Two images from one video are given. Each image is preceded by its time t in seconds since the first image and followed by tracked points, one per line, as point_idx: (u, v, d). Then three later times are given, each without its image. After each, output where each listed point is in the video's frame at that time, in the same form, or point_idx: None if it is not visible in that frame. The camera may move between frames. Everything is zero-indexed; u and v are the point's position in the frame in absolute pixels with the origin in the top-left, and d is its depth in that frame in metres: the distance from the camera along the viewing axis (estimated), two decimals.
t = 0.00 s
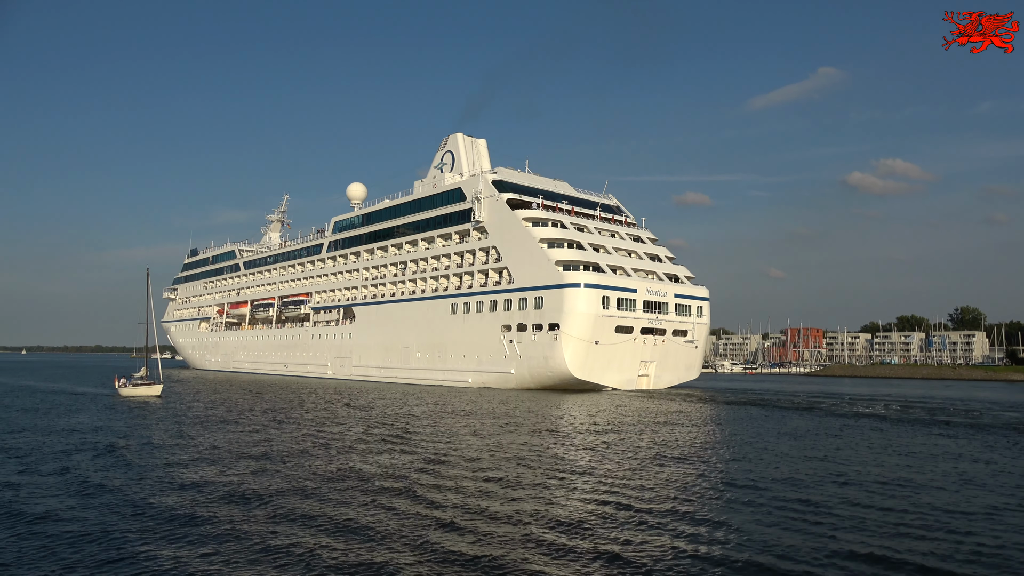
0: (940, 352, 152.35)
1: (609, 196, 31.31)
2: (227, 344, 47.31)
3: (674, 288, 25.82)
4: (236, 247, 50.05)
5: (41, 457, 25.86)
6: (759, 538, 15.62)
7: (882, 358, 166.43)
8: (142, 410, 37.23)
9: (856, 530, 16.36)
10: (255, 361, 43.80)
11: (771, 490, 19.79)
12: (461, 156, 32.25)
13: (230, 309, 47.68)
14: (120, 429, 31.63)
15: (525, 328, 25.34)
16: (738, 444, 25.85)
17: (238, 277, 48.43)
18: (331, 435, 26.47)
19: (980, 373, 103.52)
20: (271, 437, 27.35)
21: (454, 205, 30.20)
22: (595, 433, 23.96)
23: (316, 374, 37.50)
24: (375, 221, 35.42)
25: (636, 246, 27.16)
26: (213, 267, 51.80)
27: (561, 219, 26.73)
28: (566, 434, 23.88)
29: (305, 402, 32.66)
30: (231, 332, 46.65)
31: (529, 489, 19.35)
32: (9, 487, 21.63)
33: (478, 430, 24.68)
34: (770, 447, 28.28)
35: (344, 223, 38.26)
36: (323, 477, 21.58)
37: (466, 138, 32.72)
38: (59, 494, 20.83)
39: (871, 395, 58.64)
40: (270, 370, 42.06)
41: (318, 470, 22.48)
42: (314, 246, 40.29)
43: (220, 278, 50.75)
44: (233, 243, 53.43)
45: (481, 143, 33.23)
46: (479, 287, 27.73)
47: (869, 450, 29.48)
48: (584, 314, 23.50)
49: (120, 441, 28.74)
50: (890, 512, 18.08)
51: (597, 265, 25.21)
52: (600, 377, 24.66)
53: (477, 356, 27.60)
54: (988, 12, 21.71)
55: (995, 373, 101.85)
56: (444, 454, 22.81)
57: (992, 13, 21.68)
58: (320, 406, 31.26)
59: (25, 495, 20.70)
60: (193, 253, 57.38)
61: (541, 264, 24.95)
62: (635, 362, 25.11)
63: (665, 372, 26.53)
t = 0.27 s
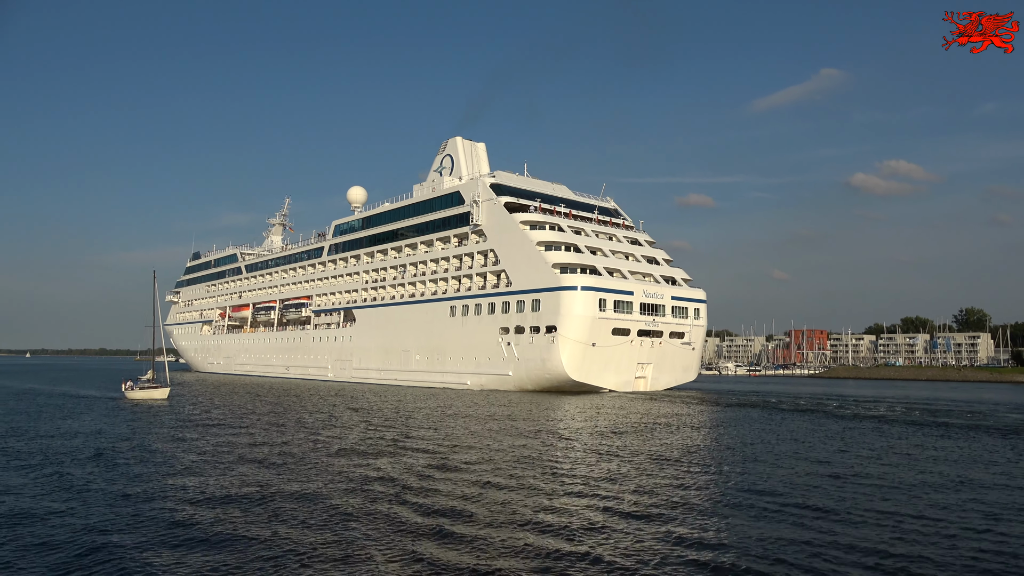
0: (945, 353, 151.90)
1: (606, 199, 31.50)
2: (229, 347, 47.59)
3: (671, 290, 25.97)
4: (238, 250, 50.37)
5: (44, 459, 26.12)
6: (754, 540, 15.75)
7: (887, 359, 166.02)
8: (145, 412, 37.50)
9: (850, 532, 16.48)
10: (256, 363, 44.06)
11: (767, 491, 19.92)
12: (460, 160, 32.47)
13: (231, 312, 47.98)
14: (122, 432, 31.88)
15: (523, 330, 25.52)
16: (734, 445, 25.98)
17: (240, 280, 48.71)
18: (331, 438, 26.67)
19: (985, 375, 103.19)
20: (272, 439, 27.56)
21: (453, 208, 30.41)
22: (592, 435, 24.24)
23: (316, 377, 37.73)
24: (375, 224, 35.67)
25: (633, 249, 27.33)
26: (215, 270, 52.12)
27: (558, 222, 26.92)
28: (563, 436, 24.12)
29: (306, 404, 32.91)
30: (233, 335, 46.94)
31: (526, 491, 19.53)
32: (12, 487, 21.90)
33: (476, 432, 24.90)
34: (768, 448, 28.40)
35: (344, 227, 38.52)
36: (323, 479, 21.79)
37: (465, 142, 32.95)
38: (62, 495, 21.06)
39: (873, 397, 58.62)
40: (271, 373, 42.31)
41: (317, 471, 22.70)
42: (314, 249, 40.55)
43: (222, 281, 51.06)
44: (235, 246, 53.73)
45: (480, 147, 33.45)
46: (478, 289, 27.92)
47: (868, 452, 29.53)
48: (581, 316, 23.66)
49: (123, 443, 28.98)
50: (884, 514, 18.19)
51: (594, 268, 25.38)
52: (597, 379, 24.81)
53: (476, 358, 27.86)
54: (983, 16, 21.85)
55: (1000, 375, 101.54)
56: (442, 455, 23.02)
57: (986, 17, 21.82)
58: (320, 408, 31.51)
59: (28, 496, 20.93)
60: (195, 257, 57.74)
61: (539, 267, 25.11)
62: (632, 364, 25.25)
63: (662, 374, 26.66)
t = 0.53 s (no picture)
0: (948, 355, 151.56)
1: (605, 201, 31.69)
2: (230, 349, 47.84)
3: (668, 292, 26.13)
4: (240, 253, 50.65)
5: (47, 460, 26.37)
6: (748, 540, 15.89)
7: (890, 361, 165.66)
8: (147, 414, 37.76)
9: (843, 531, 16.61)
10: (258, 365, 44.30)
11: (762, 492, 20.06)
12: (459, 163, 32.69)
13: (233, 314, 48.24)
14: (124, 433, 32.09)
15: (521, 332, 25.70)
16: (732, 446, 26.13)
17: (242, 283, 48.98)
18: (331, 439, 26.87)
19: (989, 377, 102.94)
20: (273, 441, 27.76)
21: (451, 211, 30.63)
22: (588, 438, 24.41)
23: (317, 379, 37.95)
24: (375, 226, 35.90)
25: (630, 251, 27.51)
26: (217, 272, 52.39)
27: (556, 225, 27.11)
28: (559, 438, 24.30)
29: (306, 406, 33.13)
30: (235, 337, 47.20)
31: (523, 492, 19.70)
32: (16, 488, 22.14)
33: (474, 434, 25.09)
34: (766, 450, 28.51)
35: (345, 229, 38.76)
36: (322, 480, 21.97)
37: (464, 145, 33.18)
38: (63, 496, 21.25)
39: (875, 399, 58.59)
40: (272, 375, 42.55)
41: (317, 472, 22.88)
42: (315, 252, 40.80)
43: (223, 283, 51.34)
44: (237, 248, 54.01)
45: (479, 149, 33.67)
46: (476, 292, 28.13)
47: (866, 453, 29.61)
48: (577, 318, 23.83)
49: (125, 445, 29.22)
50: (879, 514, 18.31)
51: (591, 270, 25.56)
52: (594, 380, 24.98)
53: (474, 359, 28.09)
54: (976, 19, 22.02)
55: (1004, 376, 101.25)
56: (440, 456, 23.20)
57: (979, 19, 21.98)
58: (320, 410, 31.73)
59: (30, 497, 21.13)
60: (197, 259, 58.04)
61: (536, 269, 25.30)
62: (629, 365, 25.39)
63: (659, 376, 26.81)
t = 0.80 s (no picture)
0: (952, 355, 151.29)
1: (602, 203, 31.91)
2: (232, 351, 48.13)
3: (664, 294, 26.34)
4: (241, 255, 50.94)
5: (50, 462, 26.63)
6: (741, 541, 16.03)
7: (894, 361, 165.38)
8: (148, 416, 38.05)
9: (836, 532, 16.75)
10: (259, 367, 44.58)
11: (757, 493, 20.22)
12: (458, 165, 32.93)
13: (234, 316, 48.53)
14: (125, 435, 32.33)
15: (518, 334, 25.91)
16: (728, 445, 26.33)
17: (243, 285, 49.26)
18: (331, 440, 27.12)
19: (992, 377, 102.78)
20: (272, 442, 27.99)
21: (449, 213, 30.86)
22: (584, 439, 24.59)
23: (318, 380, 38.21)
24: (374, 229, 36.15)
25: (627, 253, 27.73)
26: (218, 274, 52.69)
27: (553, 227, 27.33)
28: (556, 440, 24.50)
29: (306, 408, 33.39)
30: (236, 339, 47.49)
31: (518, 492, 19.89)
32: (18, 490, 22.39)
33: (471, 435, 25.32)
34: (762, 450, 28.68)
35: (344, 232, 39.01)
36: (321, 481, 22.18)
37: (463, 148, 33.43)
38: (65, 498, 21.46)
39: (876, 399, 58.65)
40: (273, 377, 42.83)
41: (316, 473, 23.10)
42: (315, 254, 41.06)
43: (225, 285, 51.63)
44: (238, 251, 54.31)
45: (478, 152, 33.91)
46: (474, 294, 28.36)
47: (863, 454, 29.76)
48: (574, 320, 24.04)
49: (126, 447, 29.48)
50: (872, 514, 18.48)
51: (587, 272, 25.77)
52: (590, 381, 25.19)
53: (472, 361, 28.37)
54: (971, 21, 22.15)
55: (1008, 376, 101.07)
56: (438, 457, 23.42)
57: (974, 21, 22.09)
58: (320, 411, 31.98)
59: (31, 499, 21.34)
60: (199, 261, 58.34)
61: (533, 272, 25.52)
62: (626, 366, 25.58)
63: (656, 377, 27.00)
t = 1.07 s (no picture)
0: (955, 358, 150.94)
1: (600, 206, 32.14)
2: (233, 352, 48.39)
3: (660, 296, 26.53)
4: (242, 256, 51.24)
5: (51, 461, 26.88)
6: (732, 541, 16.18)
7: (897, 364, 165.09)
8: (150, 416, 38.30)
9: (827, 533, 16.89)
10: (260, 368, 44.83)
11: (750, 495, 20.37)
12: (457, 168, 33.17)
13: (235, 317, 48.81)
14: (126, 435, 32.56)
15: (515, 335, 26.12)
16: (723, 446, 26.49)
17: (244, 286, 49.54)
18: (329, 440, 27.34)
19: (996, 380, 102.55)
20: (271, 442, 28.19)
21: (448, 215, 31.10)
22: (580, 441, 24.80)
23: (317, 381, 38.44)
24: (374, 231, 36.40)
25: (624, 256, 27.94)
26: (220, 275, 52.99)
27: (550, 230, 27.55)
28: (553, 441, 24.73)
29: (306, 408, 33.62)
30: (237, 340, 47.75)
31: (513, 492, 20.08)
32: (19, 489, 22.64)
33: (468, 436, 25.54)
34: (758, 452, 28.84)
35: (344, 233, 39.27)
36: (318, 480, 22.39)
37: (462, 150, 33.69)
38: (64, 497, 21.67)
39: (877, 402, 58.61)
40: (273, 377, 43.06)
41: (314, 473, 23.31)
42: (315, 255, 41.32)
43: (226, 287, 51.92)
44: (240, 252, 54.62)
45: (477, 155, 34.16)
46: (471, 295, 28.59)
47: (859, 456, 29.87)
48: (570, 321, 24.24)
49: (127, 447, 29.72)
50: (863, 516, 18.62)
51: (584, 274, 25.98)
52: (586, 383, 25.38)
53: (470, 362, 28.65)
54: (967, 24, 22.23)
55: (1012, 379, 100.85)
56: (435, 458, 23.63)
57: (970, 24, 22.22)
58: (320, 412, 32.22)
59: (31, 498, 21.55)
60: (201, 263, 58.66)
61: (530, 273, 25.73)
62: (622, 368, 25.76)
63: (652, 378, 27.18)
